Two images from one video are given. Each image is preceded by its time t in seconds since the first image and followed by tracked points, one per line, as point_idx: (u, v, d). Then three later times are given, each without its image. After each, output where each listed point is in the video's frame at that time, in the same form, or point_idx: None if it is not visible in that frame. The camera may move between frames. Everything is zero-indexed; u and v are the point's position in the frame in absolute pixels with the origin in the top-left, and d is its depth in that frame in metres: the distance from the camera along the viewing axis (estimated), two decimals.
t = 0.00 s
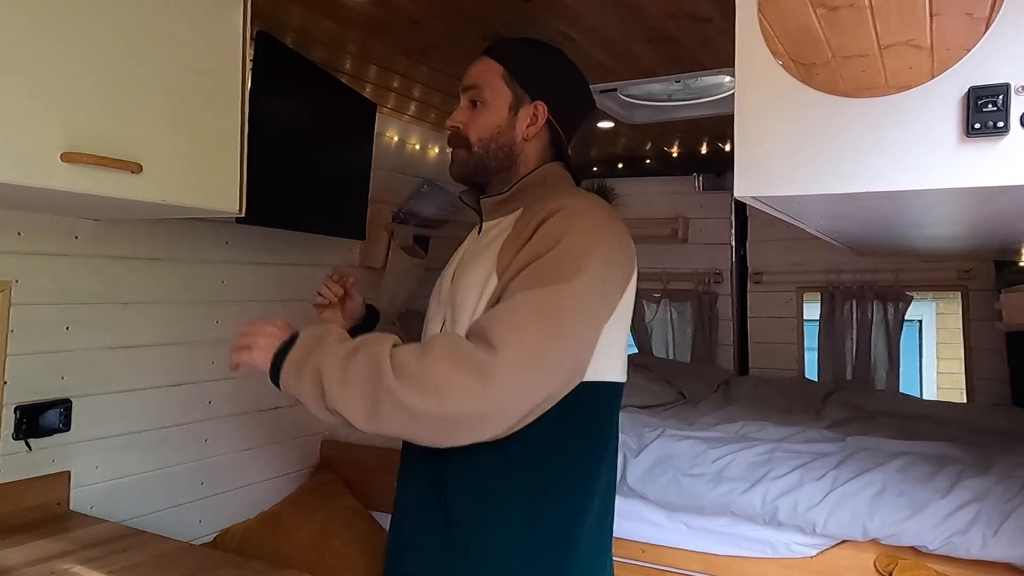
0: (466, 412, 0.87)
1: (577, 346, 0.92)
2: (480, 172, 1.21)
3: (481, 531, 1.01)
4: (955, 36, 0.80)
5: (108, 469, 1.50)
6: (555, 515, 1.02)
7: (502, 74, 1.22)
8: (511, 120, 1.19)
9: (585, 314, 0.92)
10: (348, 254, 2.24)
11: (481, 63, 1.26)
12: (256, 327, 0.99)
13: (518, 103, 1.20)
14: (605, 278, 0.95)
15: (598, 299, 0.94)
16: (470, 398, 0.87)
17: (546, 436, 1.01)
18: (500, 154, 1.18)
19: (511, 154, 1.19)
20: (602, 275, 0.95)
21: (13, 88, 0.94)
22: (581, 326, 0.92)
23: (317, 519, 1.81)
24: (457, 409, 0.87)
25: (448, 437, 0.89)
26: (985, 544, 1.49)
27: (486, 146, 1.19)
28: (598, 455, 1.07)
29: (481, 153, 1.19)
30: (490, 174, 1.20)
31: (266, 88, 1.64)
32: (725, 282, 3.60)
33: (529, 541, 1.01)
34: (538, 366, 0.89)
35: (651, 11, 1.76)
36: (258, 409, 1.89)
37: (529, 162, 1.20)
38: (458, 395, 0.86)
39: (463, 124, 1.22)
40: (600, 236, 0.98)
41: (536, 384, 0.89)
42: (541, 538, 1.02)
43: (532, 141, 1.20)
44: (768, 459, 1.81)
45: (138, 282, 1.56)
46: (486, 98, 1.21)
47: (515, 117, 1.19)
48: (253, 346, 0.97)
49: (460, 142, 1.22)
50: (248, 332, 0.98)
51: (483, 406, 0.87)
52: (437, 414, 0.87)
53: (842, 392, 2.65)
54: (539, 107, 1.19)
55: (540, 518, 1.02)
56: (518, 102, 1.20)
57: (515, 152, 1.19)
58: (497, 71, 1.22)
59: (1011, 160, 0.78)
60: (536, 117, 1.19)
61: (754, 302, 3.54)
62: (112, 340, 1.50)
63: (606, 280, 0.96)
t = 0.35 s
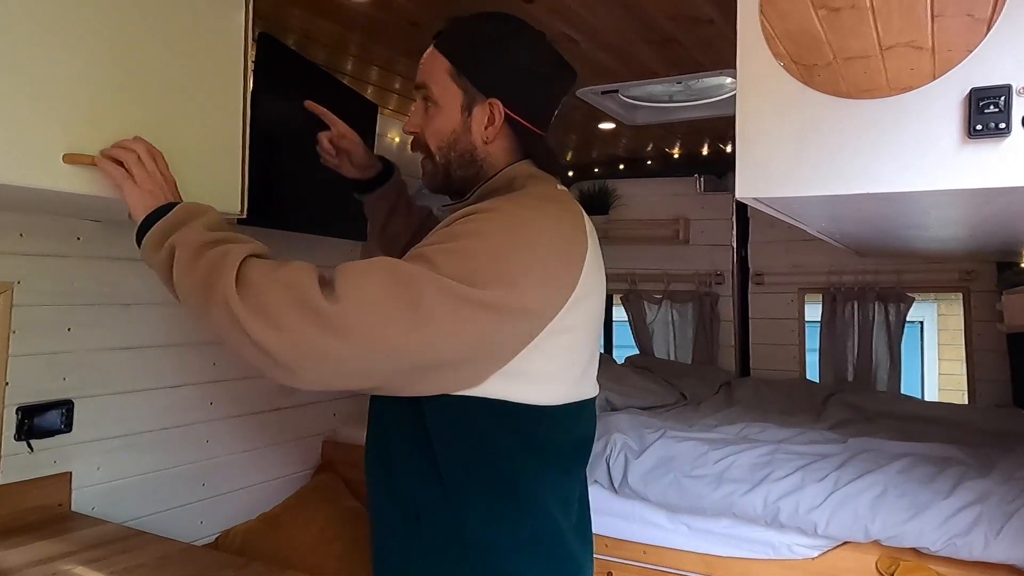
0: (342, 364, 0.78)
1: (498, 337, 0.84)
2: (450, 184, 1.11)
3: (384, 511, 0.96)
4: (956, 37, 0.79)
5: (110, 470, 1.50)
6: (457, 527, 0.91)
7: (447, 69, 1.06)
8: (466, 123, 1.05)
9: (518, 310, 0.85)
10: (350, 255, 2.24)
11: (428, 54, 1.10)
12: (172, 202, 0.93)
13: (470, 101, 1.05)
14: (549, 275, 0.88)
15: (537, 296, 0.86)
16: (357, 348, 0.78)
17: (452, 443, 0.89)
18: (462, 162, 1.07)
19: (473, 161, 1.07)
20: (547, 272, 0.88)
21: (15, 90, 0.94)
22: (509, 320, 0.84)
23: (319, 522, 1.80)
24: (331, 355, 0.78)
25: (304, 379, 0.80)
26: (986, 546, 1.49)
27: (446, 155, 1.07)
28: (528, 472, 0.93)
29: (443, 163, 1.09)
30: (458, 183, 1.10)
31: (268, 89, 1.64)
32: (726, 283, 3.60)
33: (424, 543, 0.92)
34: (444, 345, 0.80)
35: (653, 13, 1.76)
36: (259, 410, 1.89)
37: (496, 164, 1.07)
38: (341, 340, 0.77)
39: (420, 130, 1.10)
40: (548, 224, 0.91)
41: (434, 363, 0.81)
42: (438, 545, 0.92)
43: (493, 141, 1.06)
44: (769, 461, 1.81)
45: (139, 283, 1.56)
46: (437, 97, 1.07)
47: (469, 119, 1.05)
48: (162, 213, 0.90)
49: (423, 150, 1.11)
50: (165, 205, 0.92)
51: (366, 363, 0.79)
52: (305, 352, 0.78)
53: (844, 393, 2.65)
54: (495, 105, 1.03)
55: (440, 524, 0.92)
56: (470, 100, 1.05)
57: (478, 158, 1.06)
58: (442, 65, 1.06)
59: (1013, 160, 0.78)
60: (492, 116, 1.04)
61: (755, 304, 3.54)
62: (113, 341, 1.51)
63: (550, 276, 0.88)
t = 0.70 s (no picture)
0: (309, 350, 0.72)
1: (485, 331, 0.75)
2: (448, 163, 0.99)
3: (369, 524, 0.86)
4: (958, 37, 0.79)
5: (110, 469, 1.50)
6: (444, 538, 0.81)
7: (435, 34, 0.94)
8: (460, 92, 0.93)
9: (508, 306, 0.76)
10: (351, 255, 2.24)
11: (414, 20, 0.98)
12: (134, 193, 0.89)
13: (462, 68, 0.93)
14: (546, 266, 0.79)
15: (533, 288, 0.77)
16: (324, 332, 0.71)
17: (439, 443, 0.80)
18: (459, 138, 0.95)
19: (471, 136, 0.94)
20: (544, 264, 0.79)
21: (15, 90, 0.94)
22: (498, 314, 0.75)
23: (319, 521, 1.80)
24: (295, 339, 0.71)
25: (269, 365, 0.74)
26: (987, 546, 1.49)
27: (441, 131, 0.95)
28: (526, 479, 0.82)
29: (438, 141, 0.97)
30: (458, 163, 0.98)
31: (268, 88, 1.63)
32: (727, 283, 3.60)
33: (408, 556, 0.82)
34: (422, 337, 0.73)
35: (654, 12, 1.75)
36: (260, 410, 1.88)
37: (498, 136, 0.95)
38: (308, 324, 0.71)
39: (412, 106, 0.98)
40: (547, 208, 0.81)
41: (413, 355, 0.74)
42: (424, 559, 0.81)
43: (491, 111, 0.93)
44: (770, 461, 1.80)
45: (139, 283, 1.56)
46: (425, 67, 0.95)
47: (462, 88, 0.93)
48: (123, 206, 0.85)
49: (417, 129, 1.00)
50: (127, 198, 0.88)
51: (333, 350, 0.72)
52: (269, 335, 0.72)
53: (844, 392, 2.65)
54: (489, 68, 0.91)
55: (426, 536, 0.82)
56: (462, 66, 0.93)
57: (476, 131, 0.94)
58: (430, 31, 0.94)
59: (1014, 160, 0.78)
60: (486, 83, 0.92)
61: (755, 304, 3.54)
62: (114, 341, 1.51)
63: (548, 267, 0.79)
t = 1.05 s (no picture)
0: (303, 318, 0.71)
1: (488, 307, 0.74)
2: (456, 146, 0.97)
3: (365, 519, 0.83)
4: (955, 37, 0.80)
5: (110, 470, 1.50)
6: (438, 527, 0.79)
7: (465, 14, 0.94)
8: (487, 75, 0.93)
9: (513, 280, 0.75)
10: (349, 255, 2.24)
11: None
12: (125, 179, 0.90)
13: (491, 50, 0.93)
14: (550, 243, 0.78)
15: (537, 265, 0.77)
16: (320, 299, 0.70)
17: (436, 429, 0.78)
18: (479, 122, 0.95)
19: (492, 120, 0.94)
20: (549, 241, 0.78)
21: (14, 90, 0.94)
22: (502, 288, 0.74)
23: (318, 522, 1.80)
24: (288, 304, 0.71)
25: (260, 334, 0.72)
26: (985, 545, 1.49)
27: (460, 114, 0.94)
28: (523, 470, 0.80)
29: (454, 124, 0.95)
30: (470, 149, 0.97)
31: (267, 88, 1.63)
32: (725, 283, 3.61)
33: (399, 547, 0.80)
34: (423, 309, 0.72)
35: (652, 12, 1.76)
36: (258, 410, 1.88)
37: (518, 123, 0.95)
38: (303, 290, 0.70)
39: (425, 87, 0.96)
40: (552, 187, 0.80)
41: (410, 328, 0.72)
42: (416, 551, 0.79)
43: (517, 97, 0.94)
44: (768, 461, 1.81)
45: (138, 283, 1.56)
46: (451, 47, 0.94)
47: (490, 71, 0.93)
48: (117, 191, 0.87)
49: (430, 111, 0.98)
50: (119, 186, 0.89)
51: (330, 318, 0.71)
52: (261, 300, 0.71)
53: (842, 392, 2.65)
54: (521, 52, 0.92)
55: (417, 526, 0.80)
56: (492, 48, 0.93)
57: (498, 116, 0.94)
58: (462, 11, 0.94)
59: (1011, 160, 0.78)
60: (518, 69, 0.93)
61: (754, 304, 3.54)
62: (114, 342, 1.51)
63: (552, 246, 0.78)
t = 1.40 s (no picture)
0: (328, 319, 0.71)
1: (513, 314, 0.74)
2: (482, 147, 0.97)
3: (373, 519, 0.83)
4: (974, 39, 0.79)
5: (125, 470, 1.52)
6: (449, 530, 0.79)
7: (516, 21, 0.94)
8: (528, 85, 0.93)
9: (538, 289, 0.75)
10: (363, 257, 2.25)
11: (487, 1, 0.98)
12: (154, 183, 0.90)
13: (535, 61, 0.94)
14: (577, 252, 0.78)
15: (563, 275, 0.77)
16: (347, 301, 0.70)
17: (456, 430, 0.79)
18: (510, 128, 0.95)
19: (525, 128, 0.95)
20: (575, 251, 0.78)
21: (28, 88, 0.91)
22: (528, 296, 0.75)
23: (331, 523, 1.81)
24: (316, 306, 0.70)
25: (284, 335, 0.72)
26: (1003, 553, 1.47)
27: (494, 118, 0.95)
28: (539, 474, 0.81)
29: (486, 126, 0.95)
30: (495, 152, 0.97)
31: (282, 92, 1.65)
32: (740, 286, 3.59)
33: (411, 549, 0.80)
34: (448, 317, 0.72)
35: (666, 15, 1.75)
36: (273, 411, 1.90)
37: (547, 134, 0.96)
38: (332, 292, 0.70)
39: (465, 84, 0.97)
40: (577, 196, 0.80)
41: (435, 333, 0.72)
42: (430, 552, 0.79)
43: (551, 110, 0.95)
44: (782, 466, 1.79)
45: (155, 285, 1.58)
46: (496, 50, 0.94)
47: (532, 81, 0.93)
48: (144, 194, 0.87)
49: (464, 107, 0.98)
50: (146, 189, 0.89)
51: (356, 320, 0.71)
52: (291, 303, 0.71)
53: (858, 397, 2.63)
54: (564, 69, 0.94)
55: (432, 528, 0.80)
56: (537, 60, 0.94)
57: (530, 125, 0.95)
58: (512, 16, 0.94)
59: None
60: (559, 83, 0.95)
61: (768, 307, 3.51)
62: (130, 342, 1.52)
63: (578, 256, 0.78)
